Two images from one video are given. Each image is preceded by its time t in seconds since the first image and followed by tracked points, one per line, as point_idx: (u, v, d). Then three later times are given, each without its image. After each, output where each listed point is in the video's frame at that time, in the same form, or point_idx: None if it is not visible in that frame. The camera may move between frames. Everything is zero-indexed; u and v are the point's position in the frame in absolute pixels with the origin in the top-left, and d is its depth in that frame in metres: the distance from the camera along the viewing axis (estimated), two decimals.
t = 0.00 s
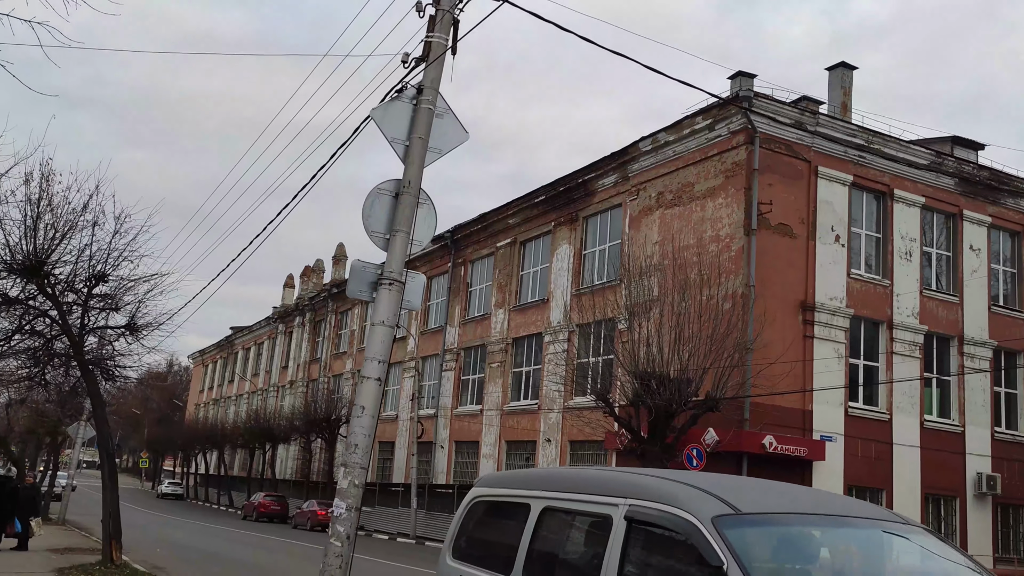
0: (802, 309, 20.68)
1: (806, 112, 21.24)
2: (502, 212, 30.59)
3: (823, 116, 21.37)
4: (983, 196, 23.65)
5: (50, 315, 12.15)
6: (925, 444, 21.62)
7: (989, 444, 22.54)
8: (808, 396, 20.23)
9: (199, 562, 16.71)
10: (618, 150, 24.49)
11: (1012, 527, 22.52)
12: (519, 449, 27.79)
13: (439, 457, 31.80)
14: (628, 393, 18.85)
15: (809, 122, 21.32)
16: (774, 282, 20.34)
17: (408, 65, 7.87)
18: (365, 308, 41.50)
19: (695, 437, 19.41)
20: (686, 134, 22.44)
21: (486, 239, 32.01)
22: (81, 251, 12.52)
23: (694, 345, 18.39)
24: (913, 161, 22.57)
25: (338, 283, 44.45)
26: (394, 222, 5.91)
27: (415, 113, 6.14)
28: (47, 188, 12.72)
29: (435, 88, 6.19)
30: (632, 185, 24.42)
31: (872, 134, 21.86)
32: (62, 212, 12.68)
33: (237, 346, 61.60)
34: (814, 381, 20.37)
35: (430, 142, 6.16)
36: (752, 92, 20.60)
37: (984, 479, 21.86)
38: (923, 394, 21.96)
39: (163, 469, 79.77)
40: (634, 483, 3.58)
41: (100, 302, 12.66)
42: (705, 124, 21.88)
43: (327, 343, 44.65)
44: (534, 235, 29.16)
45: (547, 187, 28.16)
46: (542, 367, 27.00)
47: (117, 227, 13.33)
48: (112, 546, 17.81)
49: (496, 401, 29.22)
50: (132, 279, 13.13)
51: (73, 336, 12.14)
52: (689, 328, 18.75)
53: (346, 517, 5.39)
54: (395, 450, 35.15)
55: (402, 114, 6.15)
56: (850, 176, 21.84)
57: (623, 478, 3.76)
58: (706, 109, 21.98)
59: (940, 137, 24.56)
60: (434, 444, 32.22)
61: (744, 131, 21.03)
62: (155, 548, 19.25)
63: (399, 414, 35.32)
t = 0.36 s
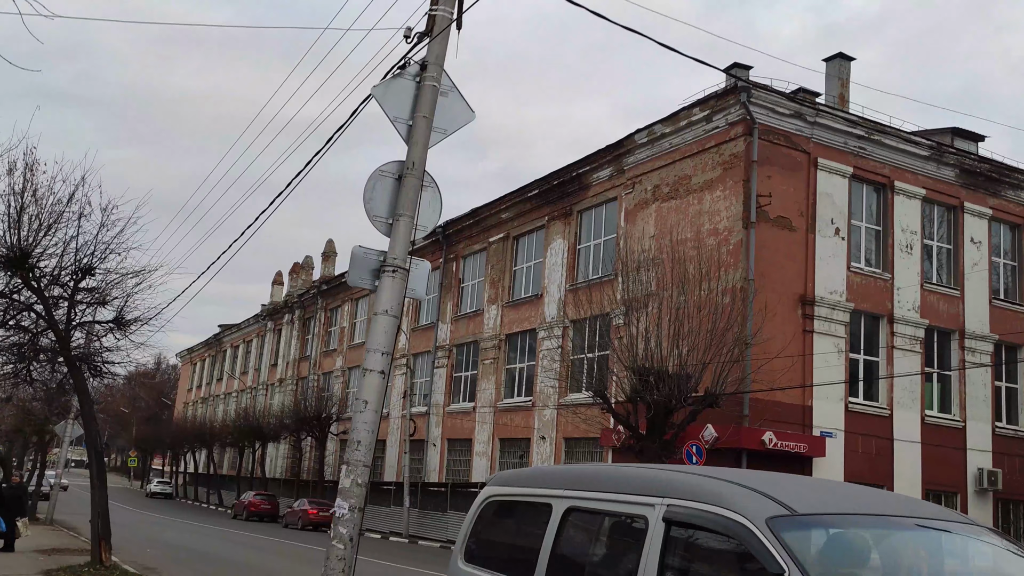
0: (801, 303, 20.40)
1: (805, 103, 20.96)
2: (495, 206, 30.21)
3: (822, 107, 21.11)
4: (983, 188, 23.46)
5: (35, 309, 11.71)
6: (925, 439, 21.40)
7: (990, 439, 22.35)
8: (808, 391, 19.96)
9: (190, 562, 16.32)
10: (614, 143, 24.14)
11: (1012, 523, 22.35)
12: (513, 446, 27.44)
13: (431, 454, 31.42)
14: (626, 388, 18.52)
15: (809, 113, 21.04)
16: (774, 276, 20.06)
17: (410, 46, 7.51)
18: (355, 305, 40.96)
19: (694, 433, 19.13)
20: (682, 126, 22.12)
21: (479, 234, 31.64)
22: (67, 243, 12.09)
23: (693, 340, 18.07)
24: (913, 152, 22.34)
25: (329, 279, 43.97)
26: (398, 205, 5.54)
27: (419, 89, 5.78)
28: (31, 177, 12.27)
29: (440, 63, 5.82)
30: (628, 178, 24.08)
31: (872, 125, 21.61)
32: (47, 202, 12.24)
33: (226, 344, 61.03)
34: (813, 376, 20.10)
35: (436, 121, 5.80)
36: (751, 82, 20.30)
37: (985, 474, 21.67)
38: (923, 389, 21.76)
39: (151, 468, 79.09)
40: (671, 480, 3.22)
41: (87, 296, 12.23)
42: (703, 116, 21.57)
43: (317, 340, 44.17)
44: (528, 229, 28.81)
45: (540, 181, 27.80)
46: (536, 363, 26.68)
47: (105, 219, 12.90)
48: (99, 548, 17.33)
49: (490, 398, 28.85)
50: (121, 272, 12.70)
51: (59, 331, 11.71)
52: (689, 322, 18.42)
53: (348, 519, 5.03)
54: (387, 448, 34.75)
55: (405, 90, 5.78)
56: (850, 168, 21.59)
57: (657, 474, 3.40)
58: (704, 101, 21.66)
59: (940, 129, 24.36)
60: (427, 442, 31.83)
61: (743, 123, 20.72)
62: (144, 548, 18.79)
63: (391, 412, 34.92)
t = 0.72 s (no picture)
0: (799, 295, 20.26)
1: (804, 94, 20.79)
2: (489, 199, 29.95)
3: (821, 98, 20.95)
4: (980, 180, 23.36)
5: (25, 301, 11.42)
6: (924, 432, 21.31)
7: (988, 432, 22.28)
8: (807, 384, 19.81)
9: (184, 560, 16.06)
10: (610, 135, 23.93)
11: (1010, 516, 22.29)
12: (509, 441, 27.24)
13: (426, 449, 31.19)
14: (626, 381, 18.32)
15: (807, 105, 20.88)
16: (773, 268, 19.89)
17: (414, 28, 7.28)
18: (349, 299, 40.69)
19: (694, 427, 18.97)
20: (680, 118, 21.91)
21: (473, 228, 31.40)
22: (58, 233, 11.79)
23: (693, 334, 17.86)
24: (911, 144, 22.20)
25: (321, 274, 43.61)
26: (409, 186, 5.31)
27: (429, 67, 5.56)
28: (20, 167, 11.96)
29: (451, 39, 5.60)
30: (625, 170, 23.88)
31: (870, 116, 21.44)
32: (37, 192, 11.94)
33: (217, 340, 60.61)
34: (813, 369, 19.95)
35: (448, 100, 5.58)
36: (749, 73, 20.10)
37: (984, 467, 21.59)
38: (922, 381, 21.66)
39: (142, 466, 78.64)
40: (720, 472, 3.02)
41: (78, 288, 11.94)
42: (701, 107, 21.36)
43: (310, 335, 43.83)
44: (524, 223, 28.59)
45: (536, 174, 27.57)
46: (532, 358, 26.50)
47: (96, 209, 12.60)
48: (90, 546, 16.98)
49: (485, 392, 28.63)
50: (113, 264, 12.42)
51: (49, 324, 11.43)
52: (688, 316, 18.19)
53: (358, 515, 4.81)
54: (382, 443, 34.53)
55: (414, 67, 5.56)
56: (848, 159, 21.44)
57: (701, 465, 3.19)
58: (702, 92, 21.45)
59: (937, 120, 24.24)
60: (421, 437, 31.60)
61: (741, 114, 20.53)
62: (137, 548, 18.44)
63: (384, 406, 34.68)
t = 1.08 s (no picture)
0: (795, 289, 20.11)
1: (798, 86, 20.63)
2: (479, 193, 29.65)
3: (815, 91, 20.80)
4: (972, 173, 23.30)
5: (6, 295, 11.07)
6: (918, 426, 21.24)
7: (980, 426, 22.24)
8: (802, 378, 19.69)
9: (172, 561, 15.71)
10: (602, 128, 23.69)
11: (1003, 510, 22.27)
12: (500, 437, 27.01)
13: (416, 446, 30.91)
14: (621, 376, 18.11)
15: (802, 97, 20.72)
16: (768, 262, 19.74)
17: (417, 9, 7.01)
18: (336, 295, 40.33)
19: (689, 422, 18.81)
20: (674, 110, 21.71)
21: (463, 222, 31.09)
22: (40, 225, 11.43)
23: (689, 328, 17.66)
24: (904, 137, 22.09)
25: (308, 269, 43.16)
26: (419, 170, 5.06)
27: (439, 45, 5.30)
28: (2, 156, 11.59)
29: (462, 17, 5.35)
30: (617, 163, 23.65)
31: (863, 109, 21.32)
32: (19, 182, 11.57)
33: (202, 336, 60.03)
34: (808, 364, 19.82)
35: (459, 81, 5.33)
36: (744, 64, 19.90)
37: (976, 461, 21.55)
38: (915, 375, 21.59)
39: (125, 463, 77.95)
40: (781, 472, 2.80)
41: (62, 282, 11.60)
42: (695, 99, 21.16)
43: (297, 331, 43.39)
44: (514, 217, 28.33)
45: (527, 167, 27.29)
46: (524, 353, 26.28)
47: (80, 200, 12.24)
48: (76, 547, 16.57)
49: (476, 388, 28.38)
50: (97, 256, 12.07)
51: (32, 318, 11.08)
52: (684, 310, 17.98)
53: (367, 515, 4.55)
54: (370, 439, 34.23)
55: (424, 46, 5.31)
56: (842, 152, 21.31)
57: (756, 462, 2.97)
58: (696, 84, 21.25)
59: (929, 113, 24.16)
60: (411, 433, 31.31)
61: (736, 106, 20.34)
62: (124, 547, 18.05)
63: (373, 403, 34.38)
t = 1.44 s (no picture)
0: (789, 281, 19.92)
1: (794, 76, 20.42)
2: (468, 184, 29.29)
3: (810, 81, 20.60)
4: (966, 165, 23.20)
5: None
6: (911, 419, 21.15)
7: (973, 419, 22.18)
8: (796, 371, 19.52)
9: (157, 556, 15.32)
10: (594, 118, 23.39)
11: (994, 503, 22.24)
12: (490, 430, 26.73)
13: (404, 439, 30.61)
14: (614, 368, 17.84)
15: (797, 87, 20.52)
16: (762, 253, 19.54)
17: None
18: (322, 287, 39.89)
19: (683, 415, 18.60)
20: (667, 100, 21.45)
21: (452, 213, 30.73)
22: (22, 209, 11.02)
23: (683, 320, 17.41)
24: (899, 129, 21.94)
25: (293, 261, 42.65)
26: (428, 144, 4.75)
27: (449, 12, 5.00)
28: None
29: None
30: (610, 153, 23.37)
31: (858, 99, 21.14)
32: None
33: (186, 328, 59.40)
34: (802, 357, 19.65)
35: (469, 49, 5.03)
36: (740, 53, 19.65)
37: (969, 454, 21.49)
38: (908, 368, 21.48)
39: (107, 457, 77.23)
40: (853, 464, 2.51)
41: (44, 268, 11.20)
42: (689, 89, 20.91)
43: (282, 324, 42.90)
44: (504, 207, 28.01)
45: (517, 157, 26.96)
46: (514, 345, 26.00)
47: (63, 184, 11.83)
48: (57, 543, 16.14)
49: (465, 380, 28.08)
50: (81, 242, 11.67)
51: (13, 305, 10.69)
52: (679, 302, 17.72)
53: (374, 512, 4.27)
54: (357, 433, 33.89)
55: (433, 12, 5.01)
56: (837, 143, 21.15)
57: (818, 453, 2.68)
58: (690, 73, 20.99)
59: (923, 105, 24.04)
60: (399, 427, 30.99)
61: (731, 96, 20.09)
62: (107, 543, 17.60)
63: (360, 396, 34.04)
